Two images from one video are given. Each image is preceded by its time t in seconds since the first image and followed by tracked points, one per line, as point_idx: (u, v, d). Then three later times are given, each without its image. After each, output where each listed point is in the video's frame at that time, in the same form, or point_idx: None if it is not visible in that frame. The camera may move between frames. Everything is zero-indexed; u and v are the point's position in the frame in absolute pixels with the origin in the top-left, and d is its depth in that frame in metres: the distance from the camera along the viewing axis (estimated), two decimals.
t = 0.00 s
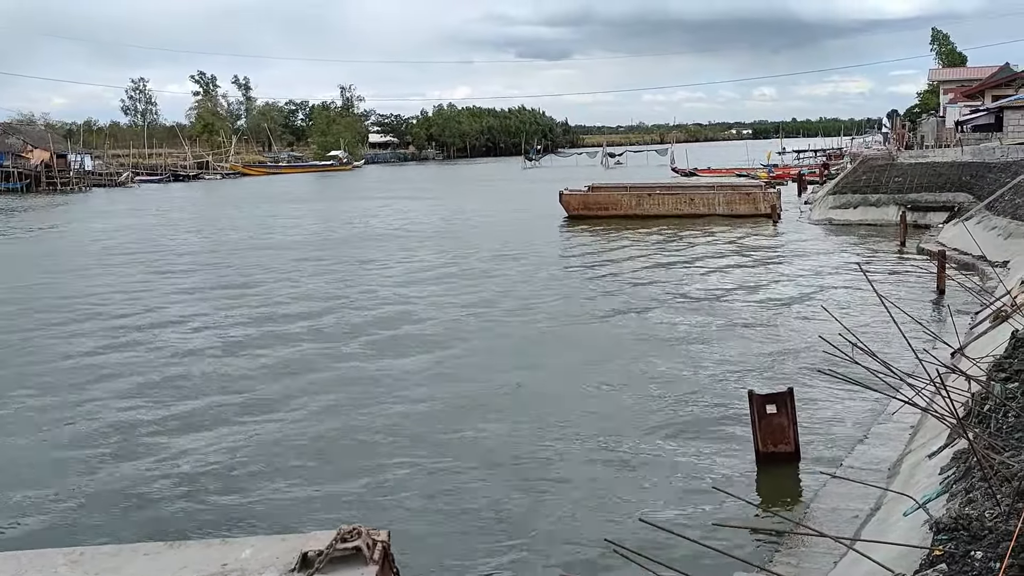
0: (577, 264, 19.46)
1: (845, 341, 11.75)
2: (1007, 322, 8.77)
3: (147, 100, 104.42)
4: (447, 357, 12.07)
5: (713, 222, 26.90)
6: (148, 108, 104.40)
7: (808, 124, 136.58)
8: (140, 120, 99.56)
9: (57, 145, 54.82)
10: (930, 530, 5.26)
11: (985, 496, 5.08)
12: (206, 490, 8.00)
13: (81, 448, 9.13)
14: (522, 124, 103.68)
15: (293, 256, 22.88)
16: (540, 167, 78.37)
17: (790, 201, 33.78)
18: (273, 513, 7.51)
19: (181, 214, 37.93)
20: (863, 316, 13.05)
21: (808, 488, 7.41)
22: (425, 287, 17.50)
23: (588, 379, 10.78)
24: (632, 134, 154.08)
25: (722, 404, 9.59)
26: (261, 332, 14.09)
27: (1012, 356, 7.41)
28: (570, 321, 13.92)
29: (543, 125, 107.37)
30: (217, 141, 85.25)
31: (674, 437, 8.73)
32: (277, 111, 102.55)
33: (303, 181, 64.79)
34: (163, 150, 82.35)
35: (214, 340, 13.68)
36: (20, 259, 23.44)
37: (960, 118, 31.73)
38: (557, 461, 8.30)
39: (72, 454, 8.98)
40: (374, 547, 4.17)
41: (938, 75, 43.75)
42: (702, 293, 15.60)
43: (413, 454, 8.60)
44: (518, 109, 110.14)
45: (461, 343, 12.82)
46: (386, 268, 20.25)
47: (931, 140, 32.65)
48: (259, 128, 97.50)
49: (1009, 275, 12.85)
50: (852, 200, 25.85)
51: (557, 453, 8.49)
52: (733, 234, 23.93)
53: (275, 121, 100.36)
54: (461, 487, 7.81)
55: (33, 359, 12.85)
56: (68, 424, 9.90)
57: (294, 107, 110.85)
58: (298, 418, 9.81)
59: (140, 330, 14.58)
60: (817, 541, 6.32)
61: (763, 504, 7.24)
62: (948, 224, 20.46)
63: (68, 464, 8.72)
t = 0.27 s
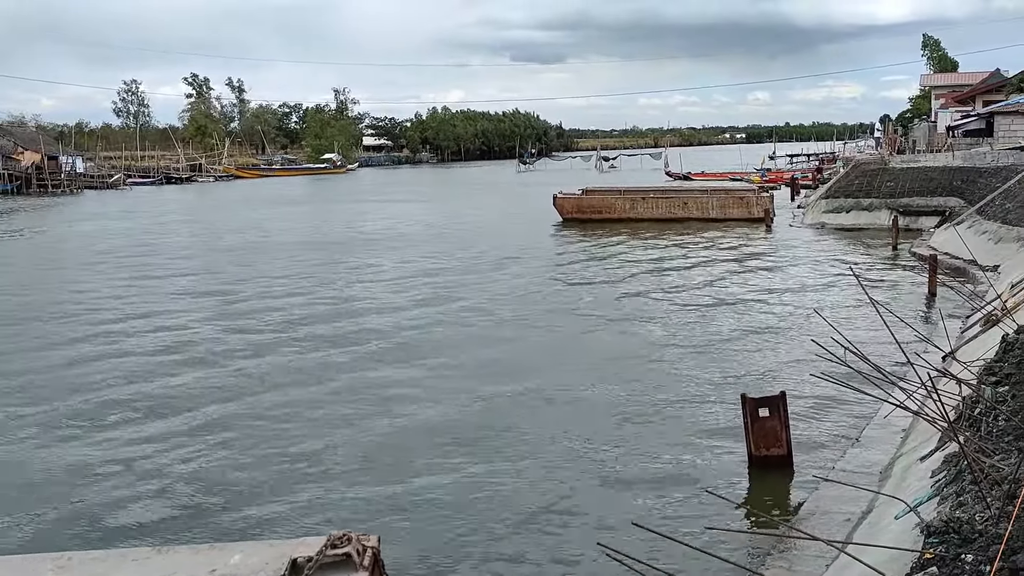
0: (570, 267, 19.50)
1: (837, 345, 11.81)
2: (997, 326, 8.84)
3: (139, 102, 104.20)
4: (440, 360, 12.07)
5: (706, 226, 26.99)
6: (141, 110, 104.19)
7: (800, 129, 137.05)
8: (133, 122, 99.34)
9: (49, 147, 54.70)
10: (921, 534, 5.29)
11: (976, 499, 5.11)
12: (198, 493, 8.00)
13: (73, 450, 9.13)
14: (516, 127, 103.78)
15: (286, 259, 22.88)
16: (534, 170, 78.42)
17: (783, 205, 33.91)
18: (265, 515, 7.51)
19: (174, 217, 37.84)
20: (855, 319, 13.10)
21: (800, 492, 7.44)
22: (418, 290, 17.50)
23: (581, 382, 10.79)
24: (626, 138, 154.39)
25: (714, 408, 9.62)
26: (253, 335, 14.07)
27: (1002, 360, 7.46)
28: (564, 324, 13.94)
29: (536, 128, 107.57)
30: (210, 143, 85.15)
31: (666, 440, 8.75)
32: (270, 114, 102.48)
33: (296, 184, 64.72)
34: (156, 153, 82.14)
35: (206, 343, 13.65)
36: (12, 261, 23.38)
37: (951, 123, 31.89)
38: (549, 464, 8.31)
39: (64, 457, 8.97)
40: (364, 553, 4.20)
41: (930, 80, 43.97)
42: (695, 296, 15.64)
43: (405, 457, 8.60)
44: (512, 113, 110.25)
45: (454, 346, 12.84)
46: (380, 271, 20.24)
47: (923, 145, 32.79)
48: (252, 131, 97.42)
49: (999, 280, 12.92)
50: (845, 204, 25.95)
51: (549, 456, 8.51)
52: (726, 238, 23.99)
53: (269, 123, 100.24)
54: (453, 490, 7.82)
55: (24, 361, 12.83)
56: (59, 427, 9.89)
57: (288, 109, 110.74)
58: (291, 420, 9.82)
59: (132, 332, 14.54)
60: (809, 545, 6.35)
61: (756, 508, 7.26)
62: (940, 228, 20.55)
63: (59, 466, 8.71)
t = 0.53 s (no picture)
0: (562, 271, 19.47)
1: (829, 349, 11.80)
2: (989, 330, 8.84)
3: (131, 105, 103.95)
4: (431, 363, 12.01)
5: (698, 230, 27.02)
6: (132, 113, 103.91)
7: (792, 133, 137.54)
8: (125, 125, 99.07)
9: (40, 151, 54.50)
10: (913, 538, 5.25)
11: (968, 504, 5.08)
12: (185, 496, 7.94)
13: (61, 453, 9.06)
14: (508, 130, 103.86)
15: (277, 262, 22.80)
16: (526, 174, 78.44)
17: (775, 210, 33.97)
18: (253, 518, 7.45)
19: (165, 220, 37.71)
20: (847, 323, 13.10)
21: (792, 496, 7.41)
22: (410, 293, 17.44)
23: (573, 386, 10.74)
24: (619, 142, 154.67)
25: (707, 412, 9.58)
26: (244, 338, 13.99)
27: (993, 364, 7.44)
28: (556, 327, 13.90)
29: (529, 132, 107.66)
30: (202, 147, 84.95)
31: (658, 444, 8.72)
32: (263, 117, 102.34)
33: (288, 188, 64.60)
34: (148, 156, 81.88)
35: (196, 346, 13.57)
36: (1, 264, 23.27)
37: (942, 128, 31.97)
38: (540, 468, 8.26)
39: (51, 460, 8.90)
40: (355, 559, 4.16)
41: (921, 85, 44.15)
42: (687, 300, 15.63)
43: (395, 461, 8.53)
44: (505, 117, 110.29)
45: (445, 349, 12.79)
46: (372, 274, 20.18)
47: (914, 150, 32.89)
48: (244, 134, 97.26)
49: (991, 284, 12.93)
50: (837, 208, 25.98)
51: (540, 459, 8.46)
52: (718, 242, 24.00)
53: (261, 127, 100.10)
54: (443, 494, 7.76)
55: (12, 364, 12.74)
56: (47, 430, 9.81)
57: (280, 113, 110.60)
58: (280, 424, 9.75)
59: (122, 336, 14.45)
60: (801, 549, 6.31)
61: (748, 513, 7.21)
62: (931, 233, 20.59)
63: (45, 469, 8.64)
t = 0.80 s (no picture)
0: (557, 273, 19.45)
1: (823, 351, 11.79)
2: (984, 332, 8.82)
3: (126, 106, 103.71)
4: (425, 364, 11.98)
5: (692, 232, 27.03)
6: (126, 113, 103.63)
7: (786, 136, 137.78)
8: (119, 126, 98.81)
9: (34, 151, 54.30)
10: (907, 541, 5.23)
11: (962, 506, 5.05)
12: (177, 497, 7.89)
13: (51, 453, 9.01)
14: (503, 132, 103.85)
15: (271, 263, 22.73)
16: (521, 175, 78.43)
17: (770, 212, 34.01)
18: (245, 519, 7.41)
19: (159, 220, 37.60)
20: (841, 325, 13.11)
21: (785, 498, 7.38)
22: (405, 294, 17.40)
23: (567, 387, 10.72)
24: (613, 143, 154.75)
25: (701, 413, 9.57)
26: (237, 339, 13.93)
27: (988, 367, 7.43)
28: (550, 329, 13.88)
29: (524, 133, 107.66)
30: (197, 147, 84.78)
31: (652, 445, 8.70)
32: (258, 117, 102.16)
33: (283, 188, 64.46)
34: (142, 156, 81.68)
35: (189, 346, 13.50)
36: None
37: (937, 130, 32.05)
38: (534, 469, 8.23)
39: (41, 460, 8.85)
40: (347, 563, 4.14)
41: (915, 88, 44.25)
42: (681, 302, 15.62)
43: (388, 462, 8.50)
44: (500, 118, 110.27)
45: (439, 350, 12.75)
46: (366, 275, 20.12)
47: (909, 152, 32.96)
48: (239, 135, 97.10)
49: (985, 286, 12.95)
50: (831, 210, 26.01)
51: (534, 460, 8.43)
52: (713, 244, 24.02)
53: (256, 127, 99.88)
54: (436, 495, 7.73)
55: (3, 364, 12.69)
56: (37, 430, 9.76)
57: (275, 113, 110.42)
58: (273, 424, 9.71)
59: (114, 336, 14.39)
60: (795, 550, 6.29)
61: (741, 514, 7.19)
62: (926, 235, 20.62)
63: (35, 469, 8.58)
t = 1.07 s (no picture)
0: (557, 275, 19.45)
1: (822, 354, 11.79)
2: (983, 335, 8.84)
3: (126, 107, 103.72)
4: (425, 366, 11.97)
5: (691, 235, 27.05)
6: (126, 115, 103.69)
7: (786, 139, 137.86)
8: (119, 127, 98.88)
9: (34, 152, 54.34)
10: (906, 544, 5.22)
11: (961, 509, 5.05)
12: (176, 498, 7.89)
13: (50, 455, 9.00)
14: (503, 134, 103.91)
15: (271, 265, 22.73)
16: (521, 177, 78.48)
17: (770, 214, 34.01)
18: (243, 520, 7.40)
19: (160, 222, 37.64)
20: (841, 328, 13.11)
21: (785, 500, 7.38)
22: (404, 296, 17.40)
23: (567, 390, 10.71)
24: (613, 145, 154.83)
25: (701, 416, 9.57)
26: (236, 340, 13.93)
27: (987, 369, 7.43)
28: (550, 331, 13.87)
29: (524, 135, 107.72)
30: (197, 148, 84.77)
31: (652, 448, 8.69)
32: (258, 119, 102.23)
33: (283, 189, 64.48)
34: (142, 158, 81.73)
35: (188, 348, 13.50)
36: None
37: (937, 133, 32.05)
38: (533, 471, 8.23)
39: (39, 461, 8.84)
40: (346, 565, 4.13)
41: (915, 90, 44.26)
42: (681, 304, 15.62)
43: (387, 463, 8.49)
44: (500, 120, 110.35)
45: (439, 351, 12.75)
46: (366, 277, 20.12)
47: (909, 155, 32.96)
48: (239, 136, 97.10)
49: (985, 289, 12.95)
50: (831, 213, 26.00)
51: (534, 462, 8.42)
52: (712, 246, 24.01)
53: (256, 129, 99.93)
54: (435, 497, 7.72)
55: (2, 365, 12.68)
56: (35, 431, 9.75)
57: (275, 115, 110.50)
58: (271, 426, 9.70)
59: (114, 338, 14.38)
60: (794, 553, 6.27)
61: (741, 517, 7.18)
62: (926, 238, 20.62)
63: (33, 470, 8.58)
